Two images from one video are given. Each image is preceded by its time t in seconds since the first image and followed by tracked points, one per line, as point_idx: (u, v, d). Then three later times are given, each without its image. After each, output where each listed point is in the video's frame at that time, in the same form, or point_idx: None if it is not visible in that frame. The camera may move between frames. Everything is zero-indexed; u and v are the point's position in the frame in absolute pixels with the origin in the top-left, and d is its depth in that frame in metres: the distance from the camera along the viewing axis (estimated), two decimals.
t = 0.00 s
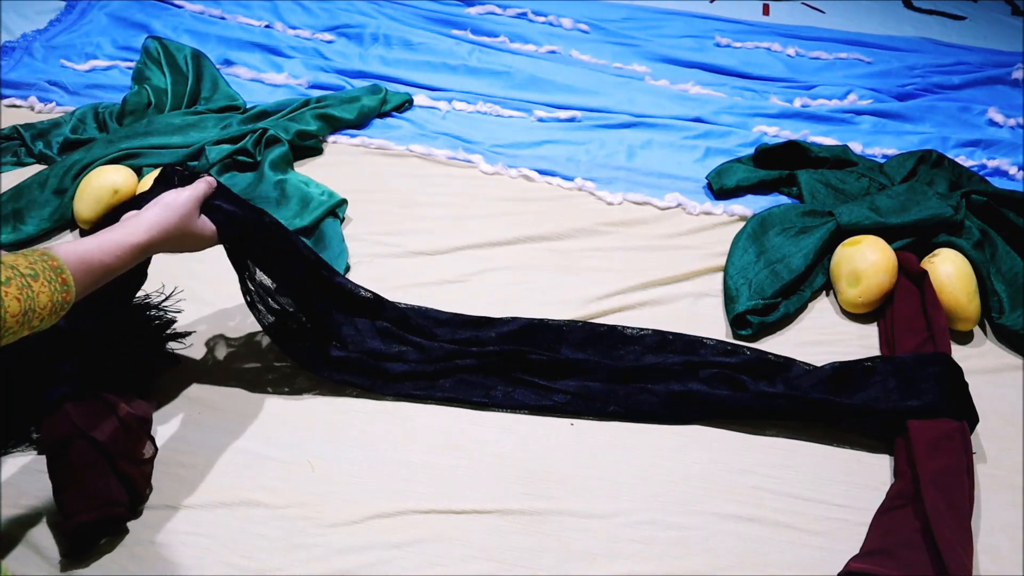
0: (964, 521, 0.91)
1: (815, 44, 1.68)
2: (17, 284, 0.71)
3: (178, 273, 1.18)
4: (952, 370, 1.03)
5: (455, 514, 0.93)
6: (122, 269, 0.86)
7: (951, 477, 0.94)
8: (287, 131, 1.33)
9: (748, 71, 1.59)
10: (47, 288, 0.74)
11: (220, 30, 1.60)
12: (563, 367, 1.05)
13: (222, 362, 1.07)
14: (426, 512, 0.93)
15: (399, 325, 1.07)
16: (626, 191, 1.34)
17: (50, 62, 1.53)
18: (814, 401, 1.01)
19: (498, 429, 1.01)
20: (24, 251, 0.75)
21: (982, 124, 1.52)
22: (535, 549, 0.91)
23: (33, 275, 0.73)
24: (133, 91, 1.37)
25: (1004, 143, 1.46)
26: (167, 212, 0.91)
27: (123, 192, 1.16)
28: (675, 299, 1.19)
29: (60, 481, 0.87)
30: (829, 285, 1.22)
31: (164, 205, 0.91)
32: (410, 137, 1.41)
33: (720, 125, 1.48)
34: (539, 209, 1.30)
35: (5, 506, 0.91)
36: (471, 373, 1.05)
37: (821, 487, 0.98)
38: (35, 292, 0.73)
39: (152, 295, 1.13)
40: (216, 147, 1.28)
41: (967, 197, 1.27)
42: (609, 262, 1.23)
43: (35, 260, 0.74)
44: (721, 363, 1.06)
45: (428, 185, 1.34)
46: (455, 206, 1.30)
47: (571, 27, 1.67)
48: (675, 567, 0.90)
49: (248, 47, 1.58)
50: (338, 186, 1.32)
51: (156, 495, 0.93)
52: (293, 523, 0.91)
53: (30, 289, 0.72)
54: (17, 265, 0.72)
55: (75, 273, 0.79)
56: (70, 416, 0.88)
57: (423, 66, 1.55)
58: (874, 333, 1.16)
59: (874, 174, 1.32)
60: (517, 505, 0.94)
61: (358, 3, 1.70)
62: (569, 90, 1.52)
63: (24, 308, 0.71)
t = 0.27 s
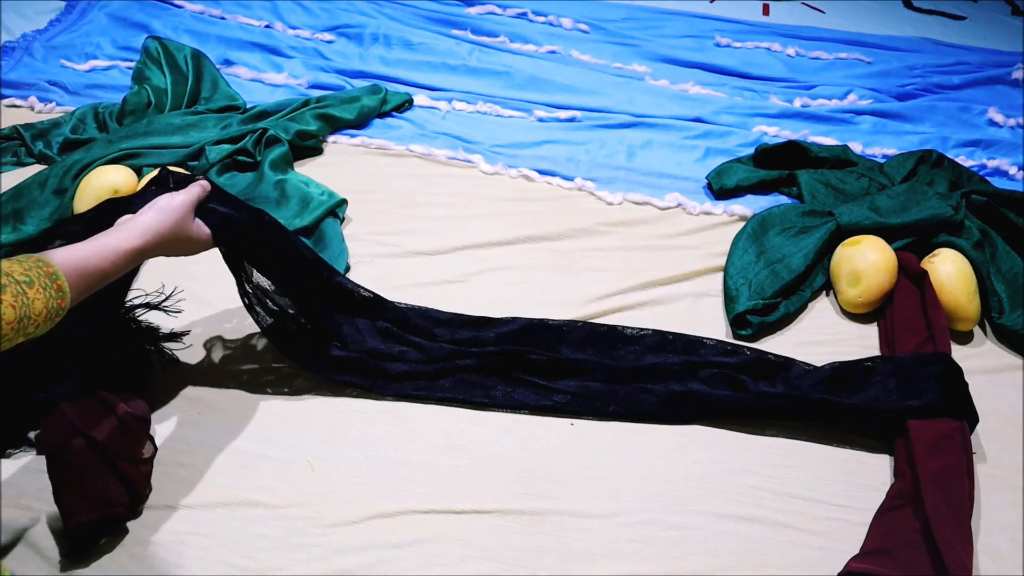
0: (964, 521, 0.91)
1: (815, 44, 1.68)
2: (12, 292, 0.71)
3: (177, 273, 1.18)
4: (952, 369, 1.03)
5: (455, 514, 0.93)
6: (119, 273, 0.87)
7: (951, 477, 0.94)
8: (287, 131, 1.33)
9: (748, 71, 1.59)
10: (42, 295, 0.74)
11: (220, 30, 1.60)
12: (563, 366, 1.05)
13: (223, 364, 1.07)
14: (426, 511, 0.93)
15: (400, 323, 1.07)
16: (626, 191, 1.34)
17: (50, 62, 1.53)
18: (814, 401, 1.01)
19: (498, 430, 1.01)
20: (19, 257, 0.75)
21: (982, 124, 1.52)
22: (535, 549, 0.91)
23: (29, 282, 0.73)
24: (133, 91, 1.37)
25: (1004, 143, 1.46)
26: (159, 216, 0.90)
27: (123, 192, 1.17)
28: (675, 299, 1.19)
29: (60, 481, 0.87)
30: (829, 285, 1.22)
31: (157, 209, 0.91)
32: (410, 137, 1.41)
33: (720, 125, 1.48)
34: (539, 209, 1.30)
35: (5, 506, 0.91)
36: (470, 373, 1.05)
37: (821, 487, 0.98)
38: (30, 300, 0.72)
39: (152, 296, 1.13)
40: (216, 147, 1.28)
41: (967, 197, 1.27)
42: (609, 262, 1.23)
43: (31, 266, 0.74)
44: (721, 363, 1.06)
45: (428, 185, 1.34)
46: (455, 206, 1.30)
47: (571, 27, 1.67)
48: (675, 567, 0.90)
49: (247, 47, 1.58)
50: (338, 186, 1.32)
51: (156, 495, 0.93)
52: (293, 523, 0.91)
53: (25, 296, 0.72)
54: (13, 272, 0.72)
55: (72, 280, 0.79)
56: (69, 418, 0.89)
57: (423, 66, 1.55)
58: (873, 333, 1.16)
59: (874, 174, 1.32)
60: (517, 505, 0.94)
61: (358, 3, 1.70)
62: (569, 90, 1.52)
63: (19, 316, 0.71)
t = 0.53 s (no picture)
0: (964, 521, 0.91)
1: (815, 44, 1.68)
2: None
3: (177, 273, 1.17)
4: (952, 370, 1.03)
5: (455, 514, 0.93)
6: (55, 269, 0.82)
7: (951, 477, 0.94)
8: (287, 131, 1.33)
9: (748, 71, 1.59)
10: None
11: (220, 30, 1.60)
12: (563, 366, 1.05)
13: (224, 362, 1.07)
14: (425, 511, 0.93)
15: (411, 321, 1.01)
16: (626, 191, 1.34)
17: (50, 62, 1.53)
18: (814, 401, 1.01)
19: (498, 429, 1.01)
20: None
21: (982, 124, 1.52)
22: (535, 549, 0.91)
23: None
24: (133, 91, 1.37)
25: (1004, 143, 1.46)
26: (92, 207, 0.83)
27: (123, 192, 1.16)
28: (675, 299, 1.19)
29: (60, 481, 0.87)
30: (829, 285, 1.22)
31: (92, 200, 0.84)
32: (410, 137, 1.41)
33: (720, 125, 1.48)
34: (539, 209, 1.30)
35: (5, 506, 0.91)
36: (473, 372, 1.05)
37: (821, 487, 0.98)
38: None
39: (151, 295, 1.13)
40: (216, 147, 1.28)
41: (967, 197, 1.27)
42: (609, 262, 1.23)
43: None
44: (721, 363, 1.06)
45: (428, 185, 1.34)
46: (455, 206, 1.30)
47: (571, 27, 1.67)
48: (674, 566, 0.90)
49: (247, 47, 1.58)
50: (338, 187, 1.32)
51: (156, 495, 0.93)
52: (293, 523, 0.91)
53: None
54: None
55: None
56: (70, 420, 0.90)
57: (423, 66, 1.55)
58: (873, 333, 1.16)
59: (874, 174, 1.32)
60: (517, 505, 0.94)
61: (358, 3, 1.70)
62: (569, 90, 1.52)
63: None
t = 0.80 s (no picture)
0: (964, 521, 0.91)
1: (815, 44, 1.68)
2: None
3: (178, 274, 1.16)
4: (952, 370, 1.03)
5: (455, 514, 0.93)
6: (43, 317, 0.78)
7: (951, 477, 0.94)
8: (287, 131, 1.33)
9: (748, 71, 1.59)
10: None
11: (220, 30, 1.60)
12: (563, 367, 1.05)
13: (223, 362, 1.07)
14: (425, 511, 0.93)
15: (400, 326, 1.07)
16: (626, 191, 1.34)
17: (50, 62, 1.53)
18: (814, 402, 1.01)
19: (499, 429, 1.01)
20: None
21: (982, 124, 1.52)
22: (535, 549, 0.91)
23: None
24: (133, 91, 1.37)
25: (1004, 143, 1.46)
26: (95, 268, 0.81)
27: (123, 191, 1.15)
28: (675, 299, 1.19)
29: (60, 481, 0.87)
30: (829, 285, 1.22)
31: (58, 270, 0.78)
32: (410, 137, 1.41)
33: (720, 125, 1.48)
34: (539, 209, 1.30)
35: (5, 507, 0.91)
36: (471, 374, 1.05)
37: (821, 487, 0.98)
38: None
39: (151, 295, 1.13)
40: (216, 147, 1.28)
41: (967, 197, 1.27)
42: (609, 263, 1.23)
43: None
44: (721, 363, 1.06)
45: (428, 185, 1.34)
46: (454, 206, 1.30)
47: (571, 27, 1.67)
48: (674, 566, 0.90)
49: (248, 47, 1.58)
50: (338, 187, 1.32)
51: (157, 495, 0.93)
52: (293, 523, 0.91)
53: None
54: None
55: None
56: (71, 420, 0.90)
57: (423, 66, 1.55)
58: (873, 333, 1.16)
59: (874, 174, 1.32)
60: (517, 505, 0.94)
61: (358, 3, 1.70)
62: (569, 90, 1.52)
63: None
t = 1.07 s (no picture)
0: (964, 521, 0.91)
1: (815, 44, 1.68)
2: None
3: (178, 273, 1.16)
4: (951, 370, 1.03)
5: (455, 514, 0.93)
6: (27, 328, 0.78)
7: (951, 477, 0.94)
8: (287, 131, 1.33)
9: (748, 71, 1.59)
10: None
11: (220, 30, 1.60)
12: (563, 367, 1.05)
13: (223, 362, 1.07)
14: (425, 512, 0.93)
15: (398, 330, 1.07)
16: (626, 191, 1.34)
17: (50, 62, 1.53)
18: (814, 402, 1.01)
19: (499, 430, 1.01)
20: None
21: (982, 124, 1.52)
22: (535, 549, 0.91)
23: None
24: (133, 91, 1.37)
25: (1004, 143, 1.46)
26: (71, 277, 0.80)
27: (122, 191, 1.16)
28: (675, 299, 1.19)
29: (60, 481, 0.87)
30: (829, 285, 1.22)
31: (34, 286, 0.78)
32: (410, 137, 1.41)
33: (720, 125, 1.48)
34: (539, 209, 1.30)
35: (5, 507, 0.91)
36: (471, 374, 1.05)
37: (821, 487, 0.98)
38: None
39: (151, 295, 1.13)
40: (216, 147, 1.28)
41: (967, 197, 1.27)
42: (609, 263, 1.23)
43: None
44: (722, 363, 1.06)
45: (428, 185, 1.34)
46: (454, 206, 1.30)
47: (571, 27, 1.67)
48: (674, 566, 0.90)
49: (247, 47, 1.58)
50: (338, 187, 1.32)
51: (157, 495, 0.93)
52: (293, 524, 0.91)
53: None
54: None
55: None
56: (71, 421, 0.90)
57: (423, 66, 1.55)
58: (873, 333, 1.16)
59: (874, 174, 1.32)
60: (517, 505, 0.94)
61: (358, 3, 1.70)
62: (569, 90, 1.52)
63: None
